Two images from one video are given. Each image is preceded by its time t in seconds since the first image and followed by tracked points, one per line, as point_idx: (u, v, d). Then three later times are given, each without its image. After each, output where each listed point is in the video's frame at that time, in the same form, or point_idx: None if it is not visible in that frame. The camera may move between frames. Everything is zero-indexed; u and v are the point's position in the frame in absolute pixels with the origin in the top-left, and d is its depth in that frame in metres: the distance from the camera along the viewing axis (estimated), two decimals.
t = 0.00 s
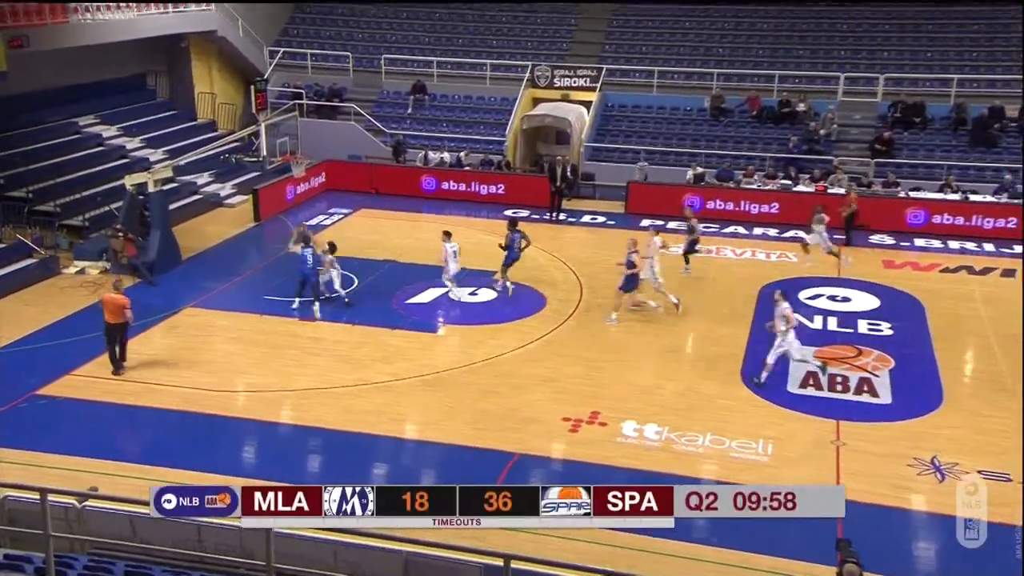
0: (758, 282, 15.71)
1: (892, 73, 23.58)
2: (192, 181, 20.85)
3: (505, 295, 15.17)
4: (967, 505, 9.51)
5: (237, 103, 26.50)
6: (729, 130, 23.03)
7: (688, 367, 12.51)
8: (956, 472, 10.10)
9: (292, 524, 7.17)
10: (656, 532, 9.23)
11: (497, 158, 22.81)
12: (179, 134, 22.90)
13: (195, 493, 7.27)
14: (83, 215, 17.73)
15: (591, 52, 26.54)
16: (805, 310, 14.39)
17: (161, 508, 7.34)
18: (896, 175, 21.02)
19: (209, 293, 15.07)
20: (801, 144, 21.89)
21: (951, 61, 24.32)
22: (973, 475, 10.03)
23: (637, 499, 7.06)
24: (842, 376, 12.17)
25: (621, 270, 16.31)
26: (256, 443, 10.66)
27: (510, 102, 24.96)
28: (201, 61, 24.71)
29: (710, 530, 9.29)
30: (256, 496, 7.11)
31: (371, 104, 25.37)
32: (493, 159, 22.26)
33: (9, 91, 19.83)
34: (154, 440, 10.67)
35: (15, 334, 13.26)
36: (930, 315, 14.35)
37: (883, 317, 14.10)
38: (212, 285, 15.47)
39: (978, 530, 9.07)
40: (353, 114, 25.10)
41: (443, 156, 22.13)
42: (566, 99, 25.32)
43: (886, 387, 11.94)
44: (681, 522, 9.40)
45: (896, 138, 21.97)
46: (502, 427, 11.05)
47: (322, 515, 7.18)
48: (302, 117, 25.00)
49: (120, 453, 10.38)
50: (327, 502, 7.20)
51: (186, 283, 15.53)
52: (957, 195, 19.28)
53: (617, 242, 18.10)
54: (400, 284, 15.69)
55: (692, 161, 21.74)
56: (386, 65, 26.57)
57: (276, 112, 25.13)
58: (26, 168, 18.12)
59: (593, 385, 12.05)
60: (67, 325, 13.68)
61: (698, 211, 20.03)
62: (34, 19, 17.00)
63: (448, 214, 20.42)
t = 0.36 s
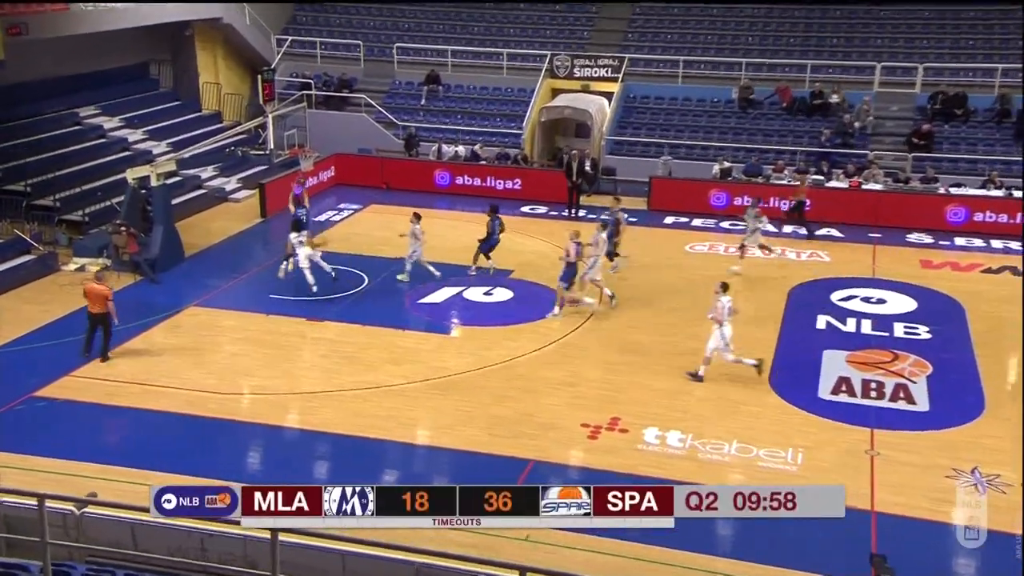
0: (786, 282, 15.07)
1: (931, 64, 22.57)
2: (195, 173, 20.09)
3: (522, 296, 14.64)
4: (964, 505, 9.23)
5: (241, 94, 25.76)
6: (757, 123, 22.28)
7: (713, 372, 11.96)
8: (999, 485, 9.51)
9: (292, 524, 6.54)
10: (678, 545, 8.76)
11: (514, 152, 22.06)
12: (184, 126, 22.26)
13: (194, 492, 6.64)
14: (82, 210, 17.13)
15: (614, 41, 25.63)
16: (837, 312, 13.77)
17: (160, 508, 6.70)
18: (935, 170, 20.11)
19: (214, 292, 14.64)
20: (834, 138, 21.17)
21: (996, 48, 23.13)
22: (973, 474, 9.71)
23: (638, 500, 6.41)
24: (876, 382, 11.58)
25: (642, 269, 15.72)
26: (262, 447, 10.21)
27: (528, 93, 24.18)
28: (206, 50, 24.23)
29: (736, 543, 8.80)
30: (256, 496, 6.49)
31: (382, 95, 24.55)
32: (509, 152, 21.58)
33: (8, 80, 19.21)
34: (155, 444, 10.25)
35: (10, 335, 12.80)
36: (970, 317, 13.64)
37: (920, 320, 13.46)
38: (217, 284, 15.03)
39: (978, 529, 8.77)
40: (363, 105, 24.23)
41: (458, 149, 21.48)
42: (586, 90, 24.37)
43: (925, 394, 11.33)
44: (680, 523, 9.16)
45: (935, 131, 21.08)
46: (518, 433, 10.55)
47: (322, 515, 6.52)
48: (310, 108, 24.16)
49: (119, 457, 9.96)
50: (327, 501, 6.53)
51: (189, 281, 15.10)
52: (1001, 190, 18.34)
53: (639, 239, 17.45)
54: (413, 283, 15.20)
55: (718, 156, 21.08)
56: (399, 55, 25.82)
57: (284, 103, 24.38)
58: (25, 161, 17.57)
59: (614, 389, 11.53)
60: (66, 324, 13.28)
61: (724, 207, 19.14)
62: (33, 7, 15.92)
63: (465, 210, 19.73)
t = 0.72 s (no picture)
0: (810, 282, 14.45)
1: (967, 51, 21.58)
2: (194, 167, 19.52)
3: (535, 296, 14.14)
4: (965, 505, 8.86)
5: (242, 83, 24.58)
6: (783, 115, 21.34)
7: (734, 377, 11.40)
8: None
9: (292, 521, 8.65)
10: (699, 558, 8.23)
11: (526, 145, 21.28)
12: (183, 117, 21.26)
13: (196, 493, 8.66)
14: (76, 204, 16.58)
15: (631, 27, 24.68)
16: (866, 314, 13.21)
17: (162, 508, 8.69)
18: (973, 163, 19.23)
19: (212, 291, 14.16)
20: (864, 130, 20.07)
21: None
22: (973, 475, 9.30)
23: (636, 499, 8.82)
24: (909, 389, 11.00)
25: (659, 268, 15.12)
26: (261, 452, 9.75)
27: (542, 83, 23.36)
28: (203, 38, 22.96)
29: (760, 556, 8.27)
30: (256, 496, 8.60)
31: (389, 85, 23.85)
32: (521, 145, 20.86)
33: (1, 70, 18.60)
34: (150, 449, 9.81)
35: None
36: (1007, 320, 12.96)
37: (955, 323, 12.86)
38: (216, 283, 14.55)
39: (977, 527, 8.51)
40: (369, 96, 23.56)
41: (468, 142, 20.82)
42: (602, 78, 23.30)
43: (961, 402, 10.75)
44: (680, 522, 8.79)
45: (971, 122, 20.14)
46: (530, 441, 10.02)
47: (322, 514, 8.66)
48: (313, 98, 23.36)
49: (113, 461, 9.55)
50: (327, 503, 8.72)
51: (186, 280, 14.62)
52: None
53: (656, 237, 16.80)
54: (420, 283, 14.68)
55: (741, 149, 20.22)
56: (406, 41, 24.90)
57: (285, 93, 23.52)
58: (16, 153, 16.94)
59: (631, 395, 11.01)
60: (58, 323, 12.83)
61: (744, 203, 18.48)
62: None
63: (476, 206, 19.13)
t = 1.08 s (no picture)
0: (828, 282, 13.96)
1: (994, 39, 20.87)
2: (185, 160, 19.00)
3: (543, 294, 13.65)
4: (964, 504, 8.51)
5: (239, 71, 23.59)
6: (804, 106, 20.79)
7: (751, 381, 10.92)
8: None
9: (292, 521, 8.34)
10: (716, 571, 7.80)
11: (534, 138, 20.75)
12: (178, 108, 20.55)
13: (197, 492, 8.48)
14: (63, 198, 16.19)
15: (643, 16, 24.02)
16: (890, 315, 12.73)
17: (161, 508, 8.47)
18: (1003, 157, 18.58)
19: (205, 291, 13.72)
20: (889, 122, 19.52)
21: None
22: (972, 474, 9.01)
23: (638, 499, 8.62)
24: (937, 394, 10.52)
25: (671, 267, 14.63)
26: (256, 459, 9.31)
27: (550, 73, 22.77)
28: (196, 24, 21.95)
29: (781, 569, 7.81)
30: (256, 496, 8.40)
31: (391, 75, 23.30)
32: (528, 138, 20.28)
33: None
34: (139, 456, 9.38)
35: None
36: None
37: (984, 325, 12.36)
38: (209, 282, 14.10)
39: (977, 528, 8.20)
40: (370, 86, 23.01)
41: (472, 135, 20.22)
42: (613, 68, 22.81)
43: (992, 407, 10.26)
44: (680, 522, 8.49)
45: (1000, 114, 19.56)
46: (538, 448, 9.56)
47: (322, 513, 8.35)
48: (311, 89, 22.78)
49: (101, 469, 9.13)
50: (327, 502, 8.42)
51: (178, 279, 14.16)
52: None
53: (667, 234, 16.29)
54: (423, 281, 14.21)
55: (759, 142, 19.67)
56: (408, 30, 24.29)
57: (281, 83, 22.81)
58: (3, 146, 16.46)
59: (643, 399, 10.54)
60: (43, 322, 12.40)
61: (753, 197, 18.00)
62: None
63: (482, 201, 18.60)
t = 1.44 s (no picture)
0: (849, 282, 13.52)
1: None
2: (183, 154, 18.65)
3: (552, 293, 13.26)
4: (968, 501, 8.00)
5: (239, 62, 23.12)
6: (828, 98, 20.35)
7: (771, 386, 10.50)
8: None
9: (292, 522, 7.85)
10: None
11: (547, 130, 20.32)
12: (174, 98, 20.06)
13: (194, 493, 7.87)
14: (57, 193, 15.86)
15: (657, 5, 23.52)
16: (917, 317, 12.30)
17: (160, 508, 8.01)
18: None
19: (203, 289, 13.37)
20: (917, 115, 18.99)
21: None
22: (972, 459, 8.65)
23: (639, 499, 7.96)
24: (969, 400, 10.08)
25: (685, 266, 14.20)
26: (255, 464, 8.95)
27: (562, 63, 22.35)
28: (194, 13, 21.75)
29: None
30: (256, 496, 7.80)
31: (397, 66, 22.88)
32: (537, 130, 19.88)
33: None
34: (133, 461, 9.02)
35: None
36: None
37: (1016, 328, 11.91)
38: (207, 280, 13.76)
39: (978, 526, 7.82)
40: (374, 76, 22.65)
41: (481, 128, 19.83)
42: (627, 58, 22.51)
43: None
44: (680, 523, 8.22)
45: None
46: (550, 454, 9.15)
47: (322, 514, 7.81)
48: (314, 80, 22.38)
49: (94, 475, 8.76)
50: (327, 502, 7.83)
51: (174, 276, 13.81)
52: None
53: (682, 232, 15.86)
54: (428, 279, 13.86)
55: (781, 136, 19.21)
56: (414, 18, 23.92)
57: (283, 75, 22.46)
58: None
59: (657, 404, 10.13)
60: (36, 322, 12.04)
61: (766, 193, 17.61)
62: None
63: (492, 197, 18.18)
